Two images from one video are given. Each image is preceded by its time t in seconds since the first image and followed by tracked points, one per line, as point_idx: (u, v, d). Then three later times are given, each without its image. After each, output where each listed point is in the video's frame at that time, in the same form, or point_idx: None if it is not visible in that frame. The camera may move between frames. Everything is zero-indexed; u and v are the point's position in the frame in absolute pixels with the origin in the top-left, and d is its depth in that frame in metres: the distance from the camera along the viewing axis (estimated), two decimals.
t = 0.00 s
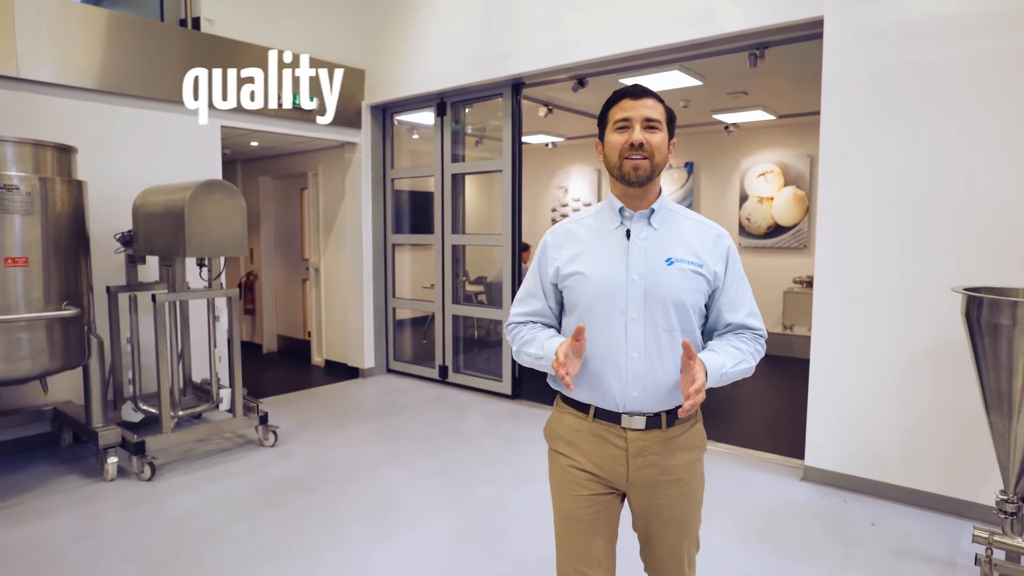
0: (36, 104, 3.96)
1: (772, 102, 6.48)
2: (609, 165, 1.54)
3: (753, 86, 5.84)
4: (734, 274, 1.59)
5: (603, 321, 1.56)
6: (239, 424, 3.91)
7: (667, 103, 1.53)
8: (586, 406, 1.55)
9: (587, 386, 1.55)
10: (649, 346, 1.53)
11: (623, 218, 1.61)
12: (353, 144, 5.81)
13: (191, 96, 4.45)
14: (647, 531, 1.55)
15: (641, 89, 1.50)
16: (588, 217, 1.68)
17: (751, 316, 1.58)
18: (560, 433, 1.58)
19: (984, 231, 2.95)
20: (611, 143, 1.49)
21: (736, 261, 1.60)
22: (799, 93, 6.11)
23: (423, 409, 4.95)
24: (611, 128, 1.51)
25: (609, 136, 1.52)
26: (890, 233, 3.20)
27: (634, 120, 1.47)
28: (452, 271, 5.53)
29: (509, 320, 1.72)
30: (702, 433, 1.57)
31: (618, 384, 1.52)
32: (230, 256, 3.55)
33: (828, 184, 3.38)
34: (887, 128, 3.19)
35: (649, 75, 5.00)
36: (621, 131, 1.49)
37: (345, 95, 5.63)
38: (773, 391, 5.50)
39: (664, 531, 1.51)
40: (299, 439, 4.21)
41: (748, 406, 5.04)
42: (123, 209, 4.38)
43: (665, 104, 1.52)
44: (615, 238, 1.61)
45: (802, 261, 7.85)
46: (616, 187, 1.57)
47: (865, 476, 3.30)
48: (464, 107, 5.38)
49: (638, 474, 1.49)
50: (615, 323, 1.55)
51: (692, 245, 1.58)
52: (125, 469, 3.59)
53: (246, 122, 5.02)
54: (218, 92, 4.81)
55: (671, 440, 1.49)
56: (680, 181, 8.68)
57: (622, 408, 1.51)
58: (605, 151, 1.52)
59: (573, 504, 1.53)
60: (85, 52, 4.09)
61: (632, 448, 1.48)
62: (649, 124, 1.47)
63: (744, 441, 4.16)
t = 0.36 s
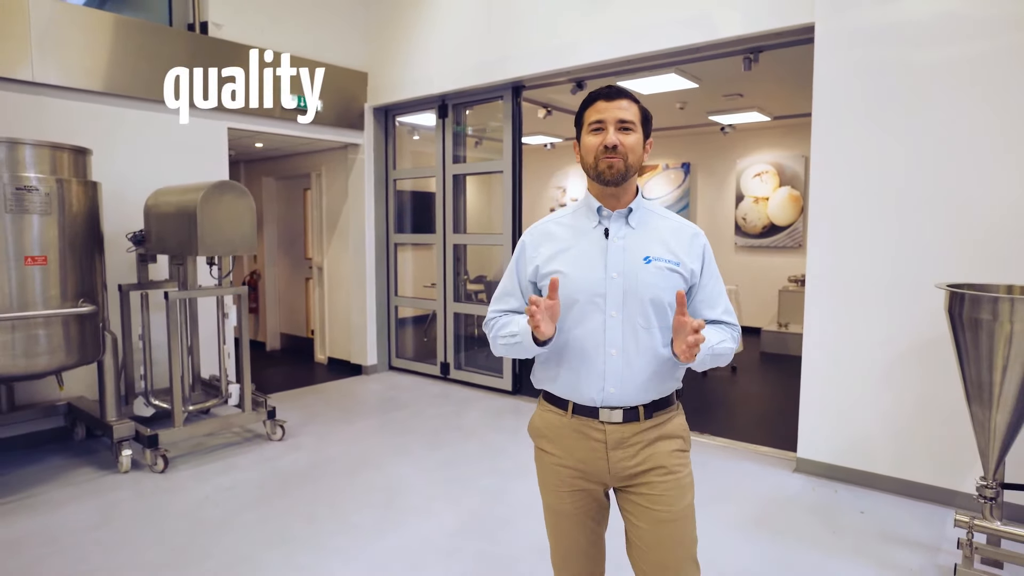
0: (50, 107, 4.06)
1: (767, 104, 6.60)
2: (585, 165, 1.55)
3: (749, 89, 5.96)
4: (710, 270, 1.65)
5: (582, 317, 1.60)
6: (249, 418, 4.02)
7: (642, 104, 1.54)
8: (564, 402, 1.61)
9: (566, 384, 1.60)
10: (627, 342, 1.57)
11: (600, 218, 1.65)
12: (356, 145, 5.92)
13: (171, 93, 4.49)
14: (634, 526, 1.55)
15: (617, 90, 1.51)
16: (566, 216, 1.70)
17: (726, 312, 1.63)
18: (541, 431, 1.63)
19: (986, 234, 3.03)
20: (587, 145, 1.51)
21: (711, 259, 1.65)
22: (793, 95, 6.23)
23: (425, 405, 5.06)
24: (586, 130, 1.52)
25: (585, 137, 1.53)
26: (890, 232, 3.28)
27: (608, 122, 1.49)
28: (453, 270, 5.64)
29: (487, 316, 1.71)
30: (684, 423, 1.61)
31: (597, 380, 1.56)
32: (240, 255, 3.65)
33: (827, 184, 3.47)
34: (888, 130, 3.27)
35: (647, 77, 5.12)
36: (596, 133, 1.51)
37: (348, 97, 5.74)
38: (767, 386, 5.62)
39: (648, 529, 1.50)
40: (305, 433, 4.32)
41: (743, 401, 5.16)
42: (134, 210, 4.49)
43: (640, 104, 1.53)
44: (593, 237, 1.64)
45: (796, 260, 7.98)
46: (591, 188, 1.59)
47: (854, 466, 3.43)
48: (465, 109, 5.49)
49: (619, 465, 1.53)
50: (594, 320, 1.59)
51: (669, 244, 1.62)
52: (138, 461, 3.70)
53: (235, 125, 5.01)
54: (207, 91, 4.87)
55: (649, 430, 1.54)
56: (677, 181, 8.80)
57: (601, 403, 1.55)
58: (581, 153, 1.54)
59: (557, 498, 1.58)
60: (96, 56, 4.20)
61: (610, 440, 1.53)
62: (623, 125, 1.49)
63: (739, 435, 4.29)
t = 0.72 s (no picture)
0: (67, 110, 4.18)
1: (764, 105, 6.71)
2: (587, 168, 1.54)
3: (747, 90, 6.07)
4: (715, 269, 1.59)
5: (584, 318, 1.56)
6: (259, 412, 4.13)
7: (644, 103, 1.53)
8: (568, 401, 1.58)
9: (569, 385, 1.56)
10: (629, 343, 1.52)
11: (604, 217, 1.60)
12: (361, 146, 6.02)
13: (177, 94, 4.47)
14: (632, 525, 1.53)
15: (617, 90, 1.50)
16: (569, 217, 1.66)
17: (732, 312, 1.58)
18: (546, 426, 1.62)
19: (985, 234, 3.12)
20: (588, 145, 1.49)
21: (716, 257, 1.59)
22: (790, 96, 6.34)
23: (430, 401, 5.16)
24: (588, 130, 1.51)
25: (587, 139, 1.52)
26: (886, 232, 3.39)
27: (610, 122, 1.47)
28: (457, 268, 5.75)
29: (495, 318, 1.70)
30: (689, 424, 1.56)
31: (598, 381, 1.52)
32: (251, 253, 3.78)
33: (827, 184, 3.58)
34: (886, 129, 3.37)
35: (647, 80, 5.23)
36: (598, 133, 1.49)
37: (354, 99, 5.84)
38: (765, 383, 5.73)
39: (647, 528, 1.49)
40: (314, 427, 4.42)
41: (741, 397, 5.27)
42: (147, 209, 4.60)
43: (641, 104, 1.52)
44: (596, 236, 1.60)
45: (793, 259, 8.10)
46: (593, 189, 1.57)
47: (848, 457, 3.54)
48: (469, 111, 5.60)
49: (620, 464, 1.50)
50: (596, 320, 1.55)
51: (672, 243, 1.56)
52: (154, 454, 3.81)
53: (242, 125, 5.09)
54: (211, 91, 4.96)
55: (652, 430, 1.50)
56: (676, 181, 8.92)
57: (603, 404, 1.51)
58: (582, 153, 1.52)
59: (559, 491, 1.57)
60: (110, 59, 4.31)
61: (612, 439, 1.49)
62: (625, 124, 1.47)
63: (737, 429, 4.40)
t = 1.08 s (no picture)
0: (80, 112, 4.25)
1: (762, 106, 6.82)
2: (606, 160, 1.52)
3: (745, 92, 6.18)
4: (738, 265, 1.56)
5: (601, 313, 1.56)
6: (270, 406, 4.24)
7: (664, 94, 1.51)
8: (584, 400, 1.58)
9: (585, 381, 1.57)
10: (646, 339, 1.52)
11: (622, 212, 1.60)
12: (366, 147, 6.14)
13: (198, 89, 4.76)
14: (644, 529, 1.53)
15: (637, 82, 1.48)
16: (589, 211, 1.67)
17: (757, 308, 1.55)
18: (561, 425, 1.62)
19: (976, 232, 3.23)
20: (607, 138, 1.47)
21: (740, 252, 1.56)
22: (788, 98, 6.45)
23: (435, 397, 5.26)
24: (607, 124, 1.49)
25: (605, 132, 1.51)
26: (882, 231, 3.50)
27: (629, 115, 1.45)
28: (461, 267, 5.85)
29: (514, 314, 1.73)
30: (707, 429, 1.55)
31: (614, 377, 1.52)
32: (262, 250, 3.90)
33: (827, 183, 3.68)
34: (882, 130, 3.48)
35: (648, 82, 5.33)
36: (617, 126, 1.47)
37: (359, 100, 5.95)
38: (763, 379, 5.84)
39: (660, 530, 1.49)
40: (323, 422, 4.53)
41: (739, 393, 5.38)
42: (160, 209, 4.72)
43: (661, 95, 1.49)
44: (615, 230, 1.60)
45: (791, 258, 8.21)
46: (613, 182, 1.56)
47: (843, 449, 3.65)
48: (473, 112, 5.71)
49: (633, 468, 1.50)
50: (613, 316, 1.55)
51: (692, 238, 1.55)
52: (169, 447, 3.92)
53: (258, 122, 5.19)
54: (230, 86, 5.08)
55: (667, 434, 1.49)
56: (675, 181, 9.04)
57: (618, 401, 1.51)
58: (601, 147, 1.51)
59: (571, 492, 1.57)
60: (125, 62, 4.40)
61: (626, 441, 1.49)
62: (644, 117, 1.45)
63: (736, 423, 4.50)
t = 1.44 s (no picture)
0: (91, 114, 4.37)
1: (758, 109, 6.95)
2: (616, 164, 1.53)
3: (741, 95, 6.29)
4: (749, 269, 1.57)
5: (613, 318, 1.58)
6: (278, 402, 4.35)
7: (675, 97, 1.52)
8: (597, 401, 1.58)
9: (597, 384, 1.58)
10: (657, 344, 1.54)
11: (633, 216, 1.62)
12: (370, 148, 6.26)
13: (206, 94, 4.90)
14: (650, 530, 1.54)
15: (647, 84, 1.49)
16: (601, 214, 1.69)
17: (768, 313, 1.56)
18: (569, 425, 1.61)
19: (964, 233, 3.34)
20: (617, 141, 1.49)
21: (752, 257, 1.56)
22: (782, 101, 6.57)
23: (437, 394, 5.37)
24: (617, 126, 1.51)
25: (615, 134, 1.52)
26: (869, 232, 3.62)
27: (639, 117, 1.47)
28: (462, 267, 5.97)
29: (526, 316, 1.76)
30: (716, 434, 1.56)
31: (626, 381, 1.53)
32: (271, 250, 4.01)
33: (820, 185, 3.79)
34: (867, 136, 3.61)
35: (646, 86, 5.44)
36: (627, 129, 1.49)
37: (362, 103, 6.06)
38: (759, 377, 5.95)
39: (665, 531, 1.51)
40: (328, 418, 4.63)
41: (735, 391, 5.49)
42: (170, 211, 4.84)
43: (673, 97, 1.50)
44: (626, 234, 1.61)
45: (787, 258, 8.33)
46: (625, 185, 1.58)
47: (834, 443, 3.77)
48: (475, 115, 5.82)
49: (644, 469, 1.50)
50: (624, 320, 1.57)
51: (703, 243, 1.56)
52: (180, 442, 4.03)
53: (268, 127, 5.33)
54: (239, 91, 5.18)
55: (679, 437, 1.50)
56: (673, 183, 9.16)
57: (631, 403, 1.52)
58: (612, 150, 1.52)
59: (575, 492, 1.53)
60: (137, 67, 4.52)
61: (638, 442, 1.50)
62: (654, 120, 1.47)
63: (731, 419, 4.62)
